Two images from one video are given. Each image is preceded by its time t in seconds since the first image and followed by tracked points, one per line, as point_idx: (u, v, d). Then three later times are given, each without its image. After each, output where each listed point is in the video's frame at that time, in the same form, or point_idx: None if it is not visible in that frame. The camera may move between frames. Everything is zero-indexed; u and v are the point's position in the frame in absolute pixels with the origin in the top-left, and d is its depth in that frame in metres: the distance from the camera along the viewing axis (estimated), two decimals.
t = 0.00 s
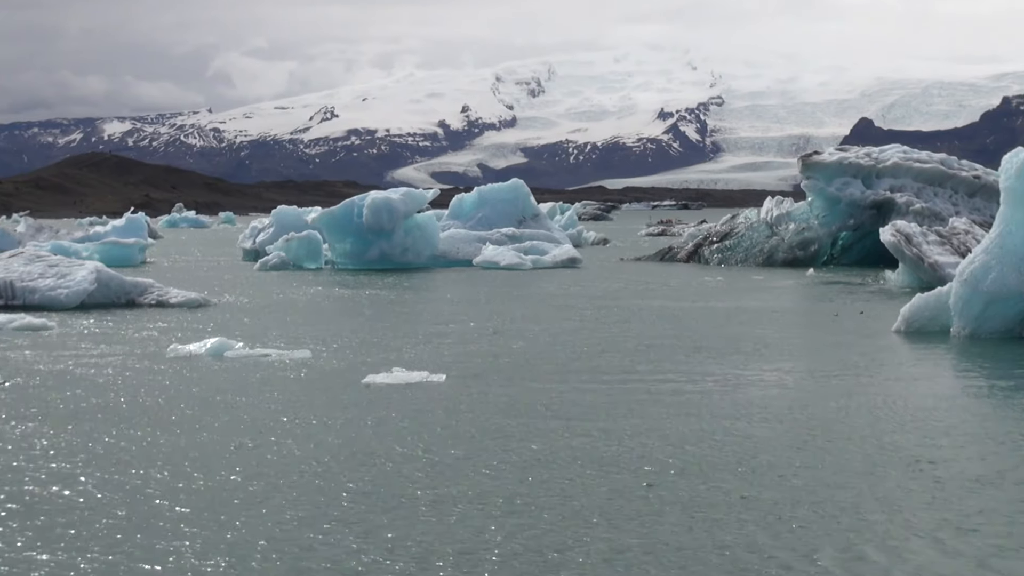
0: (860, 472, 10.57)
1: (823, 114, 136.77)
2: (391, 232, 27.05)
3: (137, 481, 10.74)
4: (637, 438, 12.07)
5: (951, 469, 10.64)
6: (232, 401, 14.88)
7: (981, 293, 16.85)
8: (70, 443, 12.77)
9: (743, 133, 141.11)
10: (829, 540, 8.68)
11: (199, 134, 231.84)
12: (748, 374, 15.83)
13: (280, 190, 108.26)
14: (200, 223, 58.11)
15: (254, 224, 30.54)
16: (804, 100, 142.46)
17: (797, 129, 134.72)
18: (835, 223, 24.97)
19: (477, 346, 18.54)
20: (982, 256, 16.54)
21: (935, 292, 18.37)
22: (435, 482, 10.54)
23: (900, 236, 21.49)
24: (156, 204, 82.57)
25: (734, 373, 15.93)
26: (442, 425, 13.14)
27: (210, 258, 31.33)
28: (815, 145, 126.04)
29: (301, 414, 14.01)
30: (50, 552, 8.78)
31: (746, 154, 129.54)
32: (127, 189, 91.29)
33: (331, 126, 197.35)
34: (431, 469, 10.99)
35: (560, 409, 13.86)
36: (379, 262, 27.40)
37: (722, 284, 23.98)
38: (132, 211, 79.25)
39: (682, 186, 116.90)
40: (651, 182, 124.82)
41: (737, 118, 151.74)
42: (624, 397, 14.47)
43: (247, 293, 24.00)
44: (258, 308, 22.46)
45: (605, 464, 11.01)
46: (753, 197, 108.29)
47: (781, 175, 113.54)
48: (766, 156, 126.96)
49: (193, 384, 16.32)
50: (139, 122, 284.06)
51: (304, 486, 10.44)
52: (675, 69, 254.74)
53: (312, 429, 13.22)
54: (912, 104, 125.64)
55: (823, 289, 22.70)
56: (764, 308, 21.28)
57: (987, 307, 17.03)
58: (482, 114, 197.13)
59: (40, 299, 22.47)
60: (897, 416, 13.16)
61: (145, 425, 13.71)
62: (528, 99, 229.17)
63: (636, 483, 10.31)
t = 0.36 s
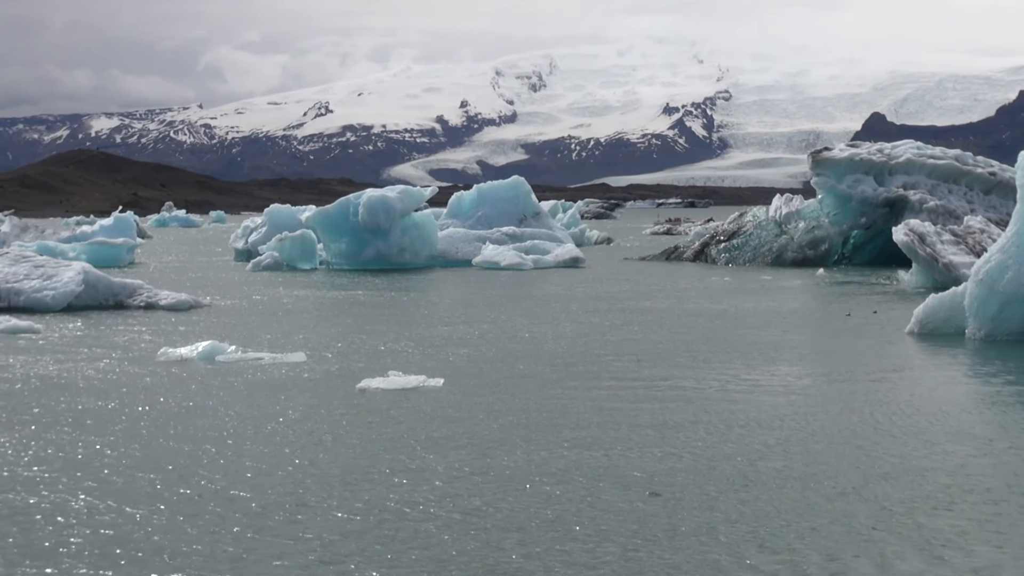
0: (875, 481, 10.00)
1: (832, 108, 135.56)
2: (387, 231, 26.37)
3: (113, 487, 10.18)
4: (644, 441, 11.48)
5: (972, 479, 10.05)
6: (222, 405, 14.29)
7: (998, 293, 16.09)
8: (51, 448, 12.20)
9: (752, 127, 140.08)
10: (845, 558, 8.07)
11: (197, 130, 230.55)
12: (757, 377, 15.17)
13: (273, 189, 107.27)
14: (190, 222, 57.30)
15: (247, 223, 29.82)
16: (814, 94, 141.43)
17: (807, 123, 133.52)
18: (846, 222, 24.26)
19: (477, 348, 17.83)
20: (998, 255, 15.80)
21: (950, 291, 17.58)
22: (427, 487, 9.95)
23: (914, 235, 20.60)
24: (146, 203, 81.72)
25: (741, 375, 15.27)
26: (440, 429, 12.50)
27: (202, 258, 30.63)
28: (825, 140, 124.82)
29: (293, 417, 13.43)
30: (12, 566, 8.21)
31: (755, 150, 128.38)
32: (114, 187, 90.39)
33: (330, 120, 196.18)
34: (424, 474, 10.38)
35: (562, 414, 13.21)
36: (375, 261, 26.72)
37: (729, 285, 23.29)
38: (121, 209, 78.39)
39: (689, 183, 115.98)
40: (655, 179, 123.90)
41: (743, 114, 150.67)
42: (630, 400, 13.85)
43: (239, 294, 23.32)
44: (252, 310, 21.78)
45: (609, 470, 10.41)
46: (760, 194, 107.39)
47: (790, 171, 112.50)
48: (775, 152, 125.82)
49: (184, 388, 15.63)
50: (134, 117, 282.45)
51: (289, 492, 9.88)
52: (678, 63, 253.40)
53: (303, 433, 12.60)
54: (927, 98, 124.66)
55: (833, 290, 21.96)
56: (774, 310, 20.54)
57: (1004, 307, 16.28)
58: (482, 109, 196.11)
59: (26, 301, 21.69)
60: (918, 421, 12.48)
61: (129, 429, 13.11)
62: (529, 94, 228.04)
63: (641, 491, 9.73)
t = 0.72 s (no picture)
0: (887, 492, 9.62)
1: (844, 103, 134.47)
2: (385, 230, 25.69)
3: (104, 498, 9.91)
4: (652, 447, 11.14)
5: (990, 491, 9.61)
6: (213, 406, 13.72)
7: (1015, 293, 15.35)
8: (34, 450, 11.71)
9: (761, 122, 139.01)
10: None
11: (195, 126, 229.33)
12: (768, 381, 14.46)
13: (266, 187, 106.30)
14: (180, 221, 56.47)
15: (239, 223, 29.11)
16: (824, 87, 140.41)
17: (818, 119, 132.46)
18: (858, 220, 23.56)
19: (480, 352, 17.13)
20: (1015, 255, 15.07)
21: (966, 292, 16.71)
22: (428, 501, 9.48)
23: (927, 235, 19.65)
24: (133, 201, 80.86)
25: (749, 379, 14.53)
26: (441, 432, 12.04)
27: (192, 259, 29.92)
28: (837, 135, 123.75)
29: (282, 420, 12.83)
30: None
31: (764, 146, 127.39)
32: (101, 185, 89.50)
33: (329, 115, 195.08)
34: (423, 484, 10.08)
35: (565, 417, 12.65)
36: (372, 261, 26.05)
37: (736, 285, 22.58)
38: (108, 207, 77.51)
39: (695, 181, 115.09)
40: (660, 176, 123.08)
41: (751, 109, 149.64)
42: (636, 401, 13.38)
43: (233, 294, 22.65)
44: (243, 313, 21.04)
45: (613, 478, 10.12)
46: (769, 190, 106.48)
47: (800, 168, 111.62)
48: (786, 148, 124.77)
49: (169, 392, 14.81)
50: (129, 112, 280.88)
51: (284, 502, 9.65)
52: (682, 56, 252.01)
53: (298, 435, 12.11)
54: (941, 93, 123.67)
55: (845, 291, 21.18)
56: (784, 311, 19.77)
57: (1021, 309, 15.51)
58: (483, 103, 195.12)
59: (11, 303, 20.81)
60: (944, 427, 11.81)
61: (117, 431, 12.57)
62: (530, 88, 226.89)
63: (644, 499, 9.52)
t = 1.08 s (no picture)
0: (901, 501, 9.11)
1: (854, 98, 133.39)
2: (381, 230, 24.99)
3: (86, 504, 9.55)
4: (657, 449, 10.73)
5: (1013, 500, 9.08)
6: (201, 401, 13.06)
7: None
8: (8, 453, 11.06)
9: (769, 118, 138.05)
10: None
11: (194, 124, 228.12)
12: (781, 383, 13.48)
13: (260, 186, 105.25)
14: (169, 221, 55.75)
15: (231, 222, 28.40)
16: (833, 81, 139.46)
17: (827, 113, 131.41)
18: (871, 219, 22.90)
19: (482, 356, 16.35)
20: None
21: (981, 292, 15.12)
22: (423, 528, 8.88)
23: (943, 235, 18.88)
24: (122, 200, 80.08)
25: (763, 385, 13.43)
26: (439, 434, 11.56)
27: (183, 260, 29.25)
28: (847, 131, 122.75)
29: (267, 421, 12.19)
30: None
31: (772, 143, 126.45)
32: (90, 184, 88.67)
33: (330, 110, 194.01)
34: (418, 493, 9.73)
35: (566, 420, 12.05)
36: (369, 262, 25.35)
37: (746, 286, 21.81)
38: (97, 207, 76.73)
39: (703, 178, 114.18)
40: (665, 174, 122.17)
41: (759, 104, 148.67)
42: (642, 401, 12.85)
43: (224, 296, 21.92)
44: (234, 316, 19.88)
45: (614, 485, 9.77)
46: (778, 187, 105.63)
47: (810, 165, 110.68)
48: (794, 144, 123.80)
49: (149, 391, 13.63)
50: (127, 108, 279.46)
51: (268, 519, 9.15)
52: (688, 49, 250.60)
53: (290, 436, 11.60)
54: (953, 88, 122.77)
55: (857, 293, 20.44)
56: (796, 313, 18.99)
57: None
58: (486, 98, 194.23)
59: None
60: (975, 430, 11.02)
61: (94, 432, 11.81)
62: (532, 83, 225.79)
63: (645, 506, 9.22)
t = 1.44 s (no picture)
0: (906, 504, 8.98)
1: (857, 98, 133.19)
2: (381, 231, 24.88)
3: (80, 507, 9.41)
4: (655, 451, 10.60)
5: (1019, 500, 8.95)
6: (197, 404, 12.88)
7: None
8: None
9: (771, 118, 137.79)
10: None
11: (193, 124, 227.92)
12: (788, 388, 13.19)
13: (257, 186, 105.10)
14: (167, 222, 55.63)
15: (230, 223, 28.29)
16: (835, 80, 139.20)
17: (829, 113, 131.22)
18: (874, 220, 22.82)
19: (483, 358, 16.21)
20: None
21: (983, 295, 14.97)
22: (418, 532, 8.70)
23: (946, 237, 18.70)
24: (120, 202, 79.97)
25: (767, 390, 13.11)
26: (438, 437, 11.40)
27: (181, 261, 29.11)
28: (849, 131, 122.54)
29: (261, 423, 12.02)
30: None
31: (774, 143, 126.32)
32: (87, 185, 88.58)
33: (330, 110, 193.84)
34: (411, 494, 9.61)
35: (565, 423, 11.88)
36: (368, 264, 25.23)
37: (748, 288, 21.65)
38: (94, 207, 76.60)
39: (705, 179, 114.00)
40: (666, 174, 122.04)
41: (760, 104, 148.41)
42: (643, 403, 12.70)
43: (223, 298, 21.77)
44: (234, 319, 19.64)
45: (612, 487, 9.64)
46: (780, 187, 105.48)
47: (812, 166, 110.54)
48: (796, 144, 123.64)
49: (143, 396, 13.31)
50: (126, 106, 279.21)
51: (259, 524, 8.98)
52: (690, 48, 250.30)
53: (287, 438, 11.44)
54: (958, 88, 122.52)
55: (860, 294, 20.31)
56: (798, 315, 18.85)
57: None
58: (486, 98, 194.16)
59: None
60: (981, 432, 10.86)
61: (87, 435, 11.64)
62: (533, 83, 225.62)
63: (644, 509, 9.09)
